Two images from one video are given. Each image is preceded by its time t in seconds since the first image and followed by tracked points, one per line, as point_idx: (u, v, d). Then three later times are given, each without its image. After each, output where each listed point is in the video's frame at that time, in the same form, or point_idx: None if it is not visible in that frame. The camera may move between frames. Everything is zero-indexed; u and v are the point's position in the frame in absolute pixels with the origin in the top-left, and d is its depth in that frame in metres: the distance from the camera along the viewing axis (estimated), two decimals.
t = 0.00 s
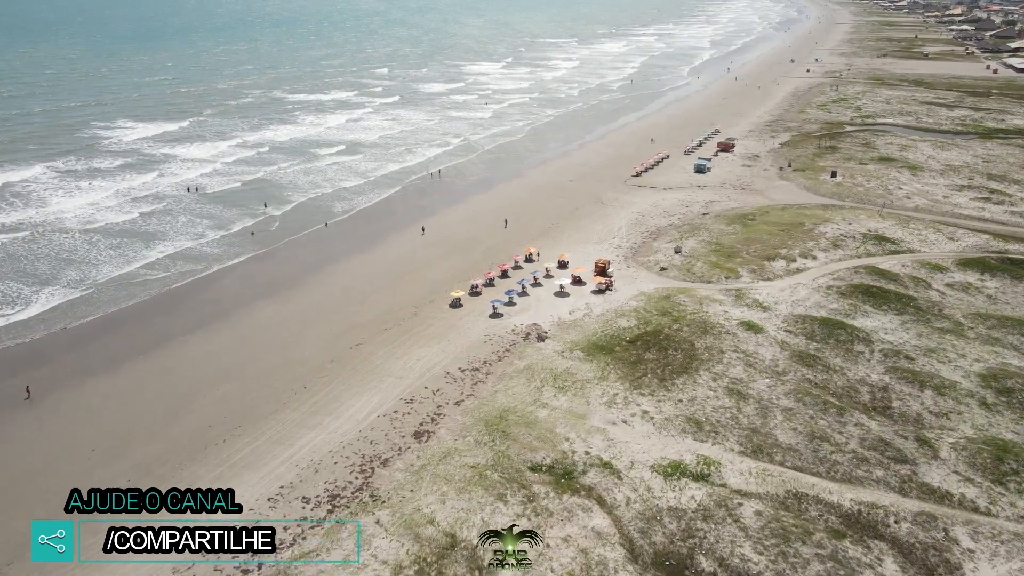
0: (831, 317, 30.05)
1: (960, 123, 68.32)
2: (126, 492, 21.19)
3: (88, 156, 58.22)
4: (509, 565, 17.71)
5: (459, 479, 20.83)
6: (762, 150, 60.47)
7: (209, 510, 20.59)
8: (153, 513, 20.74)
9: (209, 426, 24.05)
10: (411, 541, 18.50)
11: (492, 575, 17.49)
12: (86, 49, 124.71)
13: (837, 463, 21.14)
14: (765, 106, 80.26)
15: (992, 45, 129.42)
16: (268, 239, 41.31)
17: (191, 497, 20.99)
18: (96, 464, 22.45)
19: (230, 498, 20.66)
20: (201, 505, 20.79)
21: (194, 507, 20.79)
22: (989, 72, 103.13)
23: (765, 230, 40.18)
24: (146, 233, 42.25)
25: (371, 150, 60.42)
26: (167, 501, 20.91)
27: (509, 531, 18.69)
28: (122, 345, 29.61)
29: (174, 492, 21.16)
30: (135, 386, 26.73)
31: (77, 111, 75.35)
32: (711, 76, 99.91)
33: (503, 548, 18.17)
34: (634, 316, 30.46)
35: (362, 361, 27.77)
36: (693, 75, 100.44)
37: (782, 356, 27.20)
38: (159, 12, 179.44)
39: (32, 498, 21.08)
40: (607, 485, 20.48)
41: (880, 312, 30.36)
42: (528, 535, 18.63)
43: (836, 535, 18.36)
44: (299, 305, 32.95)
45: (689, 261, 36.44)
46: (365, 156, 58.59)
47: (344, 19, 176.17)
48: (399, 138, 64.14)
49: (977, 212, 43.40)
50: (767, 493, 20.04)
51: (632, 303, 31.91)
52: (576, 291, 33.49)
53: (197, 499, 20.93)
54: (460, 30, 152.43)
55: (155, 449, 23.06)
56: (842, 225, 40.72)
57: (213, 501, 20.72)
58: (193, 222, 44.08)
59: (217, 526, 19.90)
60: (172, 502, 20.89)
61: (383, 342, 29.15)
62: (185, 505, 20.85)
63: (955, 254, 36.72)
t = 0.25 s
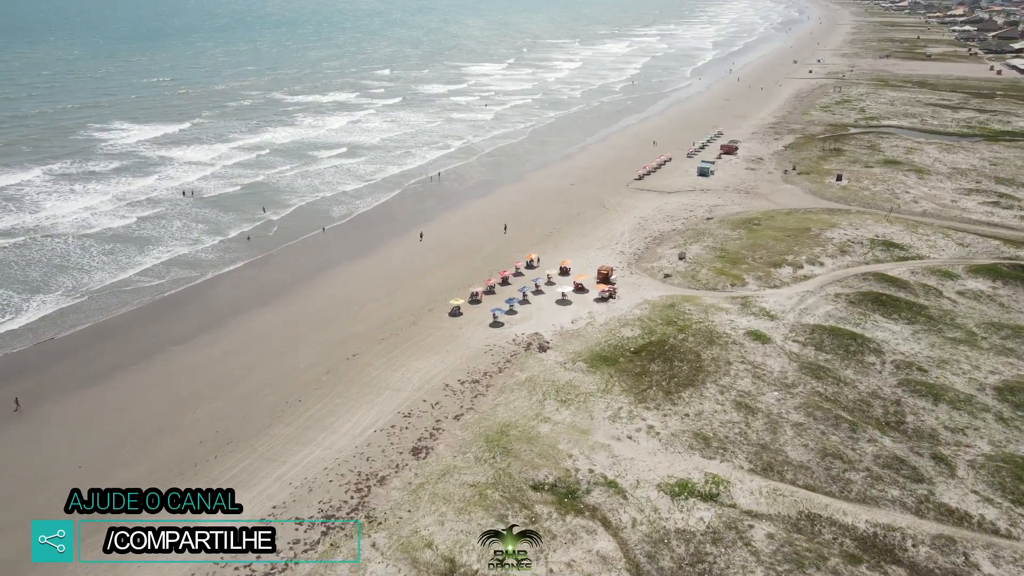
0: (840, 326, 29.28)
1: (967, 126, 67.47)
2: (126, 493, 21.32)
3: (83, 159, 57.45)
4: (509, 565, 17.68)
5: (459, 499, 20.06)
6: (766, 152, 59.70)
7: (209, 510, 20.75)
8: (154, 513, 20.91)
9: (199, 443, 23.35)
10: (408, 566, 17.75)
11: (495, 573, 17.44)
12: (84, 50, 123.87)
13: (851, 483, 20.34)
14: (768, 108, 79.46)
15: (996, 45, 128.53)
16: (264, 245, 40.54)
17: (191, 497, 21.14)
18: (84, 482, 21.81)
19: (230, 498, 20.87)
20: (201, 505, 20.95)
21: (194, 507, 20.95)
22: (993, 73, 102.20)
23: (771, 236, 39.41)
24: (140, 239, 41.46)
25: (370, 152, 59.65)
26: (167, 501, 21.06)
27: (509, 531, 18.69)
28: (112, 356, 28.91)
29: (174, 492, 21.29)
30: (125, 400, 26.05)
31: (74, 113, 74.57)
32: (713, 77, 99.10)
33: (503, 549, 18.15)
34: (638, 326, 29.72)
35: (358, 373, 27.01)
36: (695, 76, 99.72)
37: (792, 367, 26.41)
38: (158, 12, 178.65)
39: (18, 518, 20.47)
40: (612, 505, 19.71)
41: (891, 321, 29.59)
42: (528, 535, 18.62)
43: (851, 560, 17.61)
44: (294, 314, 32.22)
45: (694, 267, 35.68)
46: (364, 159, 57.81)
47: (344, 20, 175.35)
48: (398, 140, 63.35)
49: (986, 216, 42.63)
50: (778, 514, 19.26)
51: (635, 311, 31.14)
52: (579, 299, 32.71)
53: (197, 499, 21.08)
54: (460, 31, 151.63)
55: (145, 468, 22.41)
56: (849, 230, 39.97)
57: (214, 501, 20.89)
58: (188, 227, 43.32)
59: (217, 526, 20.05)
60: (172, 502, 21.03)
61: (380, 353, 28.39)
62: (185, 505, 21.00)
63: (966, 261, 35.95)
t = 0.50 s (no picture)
0: (848, 335, 28.63)
1: (971, 127, 66.82)
2: (126, 493, 21.38)
3: (79, 161, 56.83)
4: (509, 565, 17.75)
5: (458, 517, 19.43)
6: (770, 155, 59.10)
7: (209, 510, 20.87)
8: (153, 513, 21.02)
9: (192, 457, 22.75)
10: None
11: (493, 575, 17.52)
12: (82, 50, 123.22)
13: (863, 500, 19.73)
14: (770, 109, 78.76)
15: (998, 46, 127.90)
16: (261, 250, 39.92)
17: (191, 497, 21.22)
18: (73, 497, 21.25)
19: (230, 498, 20.96)
20: (201, 505, 21.05)
21: (194, 507, 21.04)
22: (996, 74, 101.56)
23: (776, 240, 38.78)
24: (135, 243, 40.81)
25: (368, 155, 59.01)
26: (167, 501, 21.15)
27: (509, 531, 18.78)
28: (105, 365, 28.34)
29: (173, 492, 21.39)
30: (117, 412, 25.49)
31: (70, 115, 73.93)
32: (714, 78, 98.39)
33: (503, 549, 18.24)
34: (642, 334, 29.08)
35: (356, 383, 26.36)
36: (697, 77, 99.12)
37: (800, 378, 25.77)
38: (157, 12, 177.99)
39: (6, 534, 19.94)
40: (616, 524, 19.10)
41: (900, 330, 28.95)
42: (528, 535, 18.70)
43: None
44: (290, 322, 31.59)
45: (698, 273, 35.04)
46: (363, 161, 57.15)
47: (344, 20, 174.68)
48: (397, 142, 62.68)
49: (994, 221, 41.99)
50: (788, 533, 18.65)
51: (639, 319, 30.49)
52: (581, 306, 32.08)
53: (197, 499, 21.18)
54: (460, 31, 150.97)
55: (136, 483, 21.86)
56: (855, 234, 39.34)
57: (214, 501, 20.98)
58: (184, 231, 42.68)
59: (218, 527, 20.17)
60: (171, 502, 21.11)
61: (378, 362, 27.75)
62: (184, 505, 21.07)
63: (975, 267, 35.33)
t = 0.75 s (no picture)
0: (857, 344, 28.01)
1: (976, 129, 66.23)
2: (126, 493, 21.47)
3: (75, 164, 56.22)
4: (509, 565, 17.80)
5: (459, 537, 18.85)
6: (773, 157, 58.53)
7: (209, 510, 21.01)
8: (153, 513, 21.11)
9: (185, 471, 22.25)
10: None
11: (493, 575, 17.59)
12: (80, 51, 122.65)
13: (876, 518, 19.15)
14: (773, 110, 78.14)
15: (1001, 47, 127.31)
16: (258, 255, 39.35)
17: (191, 497, 21.37)
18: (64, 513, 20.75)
19: (231, 498, 21.12)
20: (201, 505, 21.20)
21: (194, 507, 21.19)
22: (999, 76, 101.01)
23: (781, 245, 38.20)
24: (130, 248, 40.20)
25: (368, 157, 58.41)
26: (167, 501, 21.27)
27: (509, 531, 18.85)
28: (97, 375, 27.80)
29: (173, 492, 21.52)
30: (109, 423, 24.93)
31: (67, 116, 73.33)
32: (716, 79, 97.71)
33: (503, 549, 18.30)
34: (646, 343, 28.47)
35: (353, 394, 25.81)
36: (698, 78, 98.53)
37: (808, 389, 25.15)
38: (156, 12, 177.39)
39: None
40: (621, 543, 18.53)
41: (910, 338, 28.31)
42: (528, 535, 18.73)
43: None
44: (287, 330, 31.01)
45: (702, 280, 34.45)
46: (362, 164, 56.56)
47: (344, 20, 174.11)
48: (396, 145, 62.08)
49: (1001, 225, 41.41)
50: (799, 554, 18.09)
51: (642, 327, 29.89)
52: (583, 314, 31.49)
53: (197, 499, 21.33)
54: (460, 32, 150.37)
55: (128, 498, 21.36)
56: (861, 239, 38.72)
57: (214, 501, 21.13)
58: (181, 235, 42.10)
59: (217, 526, 20.34)
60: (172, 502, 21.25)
61: (376, 372, 27.18)
62: (185, 505, 21.22)
63: (983, 273, 34.76)
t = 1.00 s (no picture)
0: (865, 353, 27.42)
1: (980, 131, 65.64)
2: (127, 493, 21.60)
3: (71, 166, 55.64)
4: (508, 565, 17.83)
5: (459, 555, 18.31)
6: (776, 159, 57.99)
7: (209, 510, 21.13)
8: (154, 513, 21.26)
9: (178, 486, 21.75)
10: None
11: (493, 574, 17.64)
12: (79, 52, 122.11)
13: (888, 535, 18.61)
14: (775, 112, 77.57)
15: (1002, 47, 126.73)
16: (256, 259, 38.80)
17: (192, 497, 21.49)
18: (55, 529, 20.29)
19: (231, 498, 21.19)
20: (202, 505, 21.33)
21: (194, 507, 21.32)
22: (1002, 76, 100.45)
23: (786, 250, 37.63)
24: (126, 252, 39.62)
25: (367, 159, 57.84)
26: (167, 501, 21.40)
27: (509, 531, 18.93)
28: (89, 384, 27.24)
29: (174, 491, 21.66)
30: (100, 435, 24.37)
31: (64, 118, 72.76)
32: (718, 79, 97.07)
33: (503, 548, 18.37)
34: (649, 351, 27.90)
35: (351, 404, 25.24)
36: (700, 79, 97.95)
37: (816, 400, 24.56)
38: (156, 13, 176.91)
39: None
40: (626, 561, 17.99)
41: (919, 347, 27.74)
42: (528, 535, 18.79)
43: None
44: (284, 337, 30.46)
45: (706, 285, 33.89)
46: (361, 166, 55.97)
47: (344, 20, 173.57)
48: (396, 147, 61.48)
49: (1009, 229, 40.86)
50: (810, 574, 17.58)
51: (646, 335, 29.35)
52: (586, 321, 30.93)
53: (197, 499, 21.45)
54: (460, 33, 149.79)
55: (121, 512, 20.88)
56: (867, 243, 38.16)
57: (214, 501, 21.23)
58: (177, 239, 41.53)
59: (217, 526, 20.48)
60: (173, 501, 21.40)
61: (374, 381, 26.62)
62: (185, 505, 21.35)
63: (991, 278, 34.22)
